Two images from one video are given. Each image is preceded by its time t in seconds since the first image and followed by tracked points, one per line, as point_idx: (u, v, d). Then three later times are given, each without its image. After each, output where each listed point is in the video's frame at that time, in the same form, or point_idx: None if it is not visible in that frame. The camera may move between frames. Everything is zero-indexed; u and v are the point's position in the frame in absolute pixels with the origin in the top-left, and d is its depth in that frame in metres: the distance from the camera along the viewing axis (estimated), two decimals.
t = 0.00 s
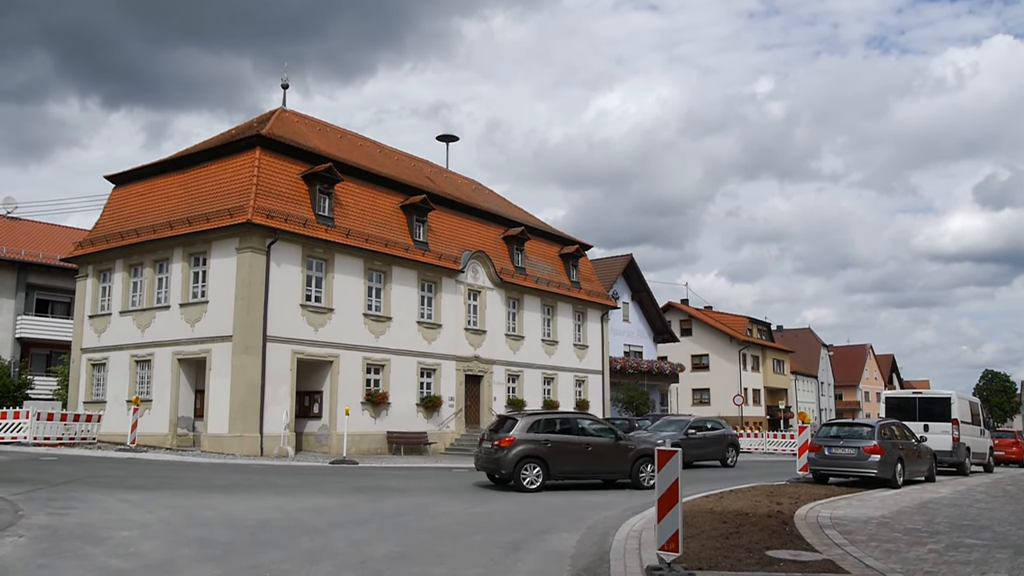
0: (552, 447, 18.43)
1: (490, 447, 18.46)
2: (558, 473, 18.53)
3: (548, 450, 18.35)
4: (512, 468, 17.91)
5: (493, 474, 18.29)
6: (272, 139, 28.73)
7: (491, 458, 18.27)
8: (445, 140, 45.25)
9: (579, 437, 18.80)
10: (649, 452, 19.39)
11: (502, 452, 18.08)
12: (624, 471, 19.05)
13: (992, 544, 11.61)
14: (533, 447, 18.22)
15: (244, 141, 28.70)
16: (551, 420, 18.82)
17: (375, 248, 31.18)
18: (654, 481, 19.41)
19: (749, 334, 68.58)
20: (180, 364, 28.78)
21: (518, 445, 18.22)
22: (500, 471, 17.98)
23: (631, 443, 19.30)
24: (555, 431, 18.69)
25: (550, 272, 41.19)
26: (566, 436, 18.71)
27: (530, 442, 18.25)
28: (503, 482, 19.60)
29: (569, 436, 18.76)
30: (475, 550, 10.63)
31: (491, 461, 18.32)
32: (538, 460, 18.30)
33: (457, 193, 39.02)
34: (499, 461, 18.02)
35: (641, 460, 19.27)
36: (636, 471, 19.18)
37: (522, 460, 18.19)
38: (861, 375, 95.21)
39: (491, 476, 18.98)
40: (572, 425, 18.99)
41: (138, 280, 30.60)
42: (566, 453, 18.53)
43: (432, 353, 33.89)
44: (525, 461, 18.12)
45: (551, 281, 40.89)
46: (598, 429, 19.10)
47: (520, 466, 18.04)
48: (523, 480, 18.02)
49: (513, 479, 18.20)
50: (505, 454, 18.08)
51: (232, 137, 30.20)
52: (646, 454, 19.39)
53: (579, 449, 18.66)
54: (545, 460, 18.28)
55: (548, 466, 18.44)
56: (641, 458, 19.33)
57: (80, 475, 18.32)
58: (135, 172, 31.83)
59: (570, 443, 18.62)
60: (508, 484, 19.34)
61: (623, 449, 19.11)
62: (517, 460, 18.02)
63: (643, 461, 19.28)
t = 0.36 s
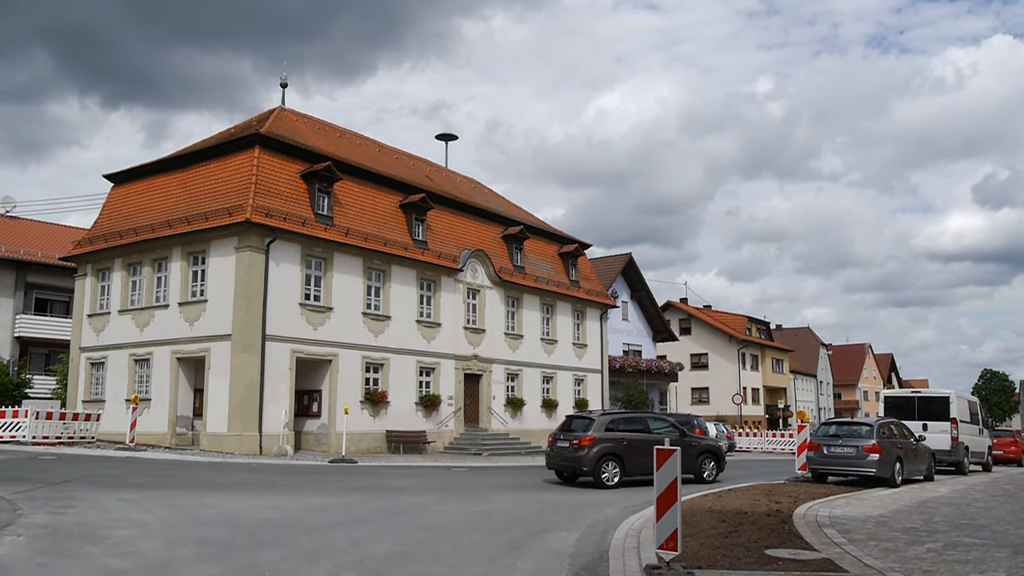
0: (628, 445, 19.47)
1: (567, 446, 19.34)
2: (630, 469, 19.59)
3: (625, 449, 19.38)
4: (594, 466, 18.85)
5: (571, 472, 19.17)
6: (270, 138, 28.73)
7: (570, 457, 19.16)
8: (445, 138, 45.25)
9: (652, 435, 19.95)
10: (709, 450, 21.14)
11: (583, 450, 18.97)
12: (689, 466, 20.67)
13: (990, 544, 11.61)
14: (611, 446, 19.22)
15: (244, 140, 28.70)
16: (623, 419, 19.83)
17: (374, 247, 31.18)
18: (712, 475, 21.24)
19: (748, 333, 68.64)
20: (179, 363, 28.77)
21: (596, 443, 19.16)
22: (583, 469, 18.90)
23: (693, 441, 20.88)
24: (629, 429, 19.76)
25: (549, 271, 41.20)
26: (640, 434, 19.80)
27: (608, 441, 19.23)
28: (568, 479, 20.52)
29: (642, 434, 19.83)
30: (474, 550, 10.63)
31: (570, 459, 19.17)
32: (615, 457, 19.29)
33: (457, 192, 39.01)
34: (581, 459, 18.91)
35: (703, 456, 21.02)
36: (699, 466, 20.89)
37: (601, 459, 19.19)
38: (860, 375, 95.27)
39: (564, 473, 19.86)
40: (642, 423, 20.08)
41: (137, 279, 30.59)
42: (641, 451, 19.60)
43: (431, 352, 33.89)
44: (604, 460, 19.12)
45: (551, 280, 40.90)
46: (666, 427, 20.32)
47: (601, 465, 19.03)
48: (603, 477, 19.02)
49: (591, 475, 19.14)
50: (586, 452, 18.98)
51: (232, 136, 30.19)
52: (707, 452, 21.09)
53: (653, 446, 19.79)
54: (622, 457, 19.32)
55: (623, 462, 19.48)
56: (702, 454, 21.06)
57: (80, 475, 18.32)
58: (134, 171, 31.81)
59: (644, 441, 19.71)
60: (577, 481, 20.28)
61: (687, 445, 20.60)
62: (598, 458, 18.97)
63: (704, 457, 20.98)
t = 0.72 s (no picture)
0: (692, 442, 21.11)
1: (635, 444, 20.87)
2: (690, 464, 21.23)
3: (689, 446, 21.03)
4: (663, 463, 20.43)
5: (639, 468, 20.70)
6: (270, 136, 28.72)
7: (639, 454, 20.68)
8: (445, 136, 45.22)
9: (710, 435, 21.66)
10: (757, 446, 22.93)
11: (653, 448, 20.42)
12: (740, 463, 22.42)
13: (989, 544, 11.60)
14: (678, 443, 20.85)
15: (244, 138, 28.69)
16: (683, 420, 21.47)
17: (374, 245, 31.18)
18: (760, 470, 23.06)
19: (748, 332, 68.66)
20: (179, 360, 28.76)
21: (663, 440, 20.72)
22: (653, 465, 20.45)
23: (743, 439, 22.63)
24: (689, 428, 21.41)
25: (549, 270, 41.20)
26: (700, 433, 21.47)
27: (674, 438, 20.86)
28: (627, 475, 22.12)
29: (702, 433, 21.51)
30: (473, 548, 10.62)
31: (640, 456, 20.64)
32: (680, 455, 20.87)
33: (456, 190, 39.00)
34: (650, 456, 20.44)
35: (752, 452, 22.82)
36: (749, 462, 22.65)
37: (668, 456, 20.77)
38: (860, 374, 95.30)
39: (626, 469, 21.42)
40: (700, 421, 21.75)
41: (137, 276, 30.59)
42: (702, 449, 21.28)
43: (430, 351, 33.90)
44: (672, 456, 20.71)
45: (550, 279, 40.91)
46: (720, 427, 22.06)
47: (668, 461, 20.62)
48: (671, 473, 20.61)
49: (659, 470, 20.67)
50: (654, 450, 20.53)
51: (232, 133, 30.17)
52: (755, 448, 22.83)
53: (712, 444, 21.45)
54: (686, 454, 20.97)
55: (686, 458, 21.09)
56: (752, 452, 22.83)
57: (79, 472, 18.32)
58: (134, 169, 31.79)
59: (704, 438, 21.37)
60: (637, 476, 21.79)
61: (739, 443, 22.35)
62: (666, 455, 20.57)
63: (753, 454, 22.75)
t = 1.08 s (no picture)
0: (748, 440, 22.54)
1: (696, 442, 22.15)
2: (746, 462, 22.62)
3: (745, 444, 22.43)
4: (724, 459, 21.76)
5: (701, 464, 21.96)
6: (272, 136, 28.72)
7: (700, 451, 21.97)
8: (446, 136, 45.18)
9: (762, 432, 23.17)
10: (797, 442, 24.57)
11: (714, 446, 21.79)
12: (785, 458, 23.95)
13: (991, 544, 11.60)
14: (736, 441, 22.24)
15: (246, 138, 28.69)
16: (737, 418, 22.88)
17: (376, 245, 31.19)
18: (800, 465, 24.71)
19: (750, 332, 68.66)
20: (181, 359, 28.78)
21: (722, 439, 22.12)
22: (715, 461, 21.76)
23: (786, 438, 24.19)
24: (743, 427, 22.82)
25: (551, 270, 41.18)
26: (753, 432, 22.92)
27: (732, 436, 22.24)
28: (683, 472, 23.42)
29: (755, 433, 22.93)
30: (474, 548, 10.61)
31: (701, 453, 21.94)
32: (737, 453, 22.29)
33: (458, 190, 38.99)
34: (712, 453, 21.74)
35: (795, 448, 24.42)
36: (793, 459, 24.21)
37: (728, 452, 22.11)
38: (862, 374, 95.28)
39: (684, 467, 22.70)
40: (750, 421, 23.17)
41: (139, 276, 30.60)
42: (756, 446, 22.71)
43: (432, 351, 33.91)
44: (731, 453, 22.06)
45: (552, 279, 40.91)
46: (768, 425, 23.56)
47: (728, 457, 21.96)
48: (731, 469, 21.95)
49: (718, 466, 22.04)
50: (716, 447, 21.84)
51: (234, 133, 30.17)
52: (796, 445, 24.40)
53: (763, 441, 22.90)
54: (743, 451, 22.38)
55: (741, 455, 22.56)
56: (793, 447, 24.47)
57: (81, 471, 18.32)
58: (137, 168, 31.79)
59: (758, 437, 22.81)
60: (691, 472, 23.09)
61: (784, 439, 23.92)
62: (726, 452, 21.92)
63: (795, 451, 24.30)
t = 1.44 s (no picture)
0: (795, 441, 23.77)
1: (748, 441, 23.27)
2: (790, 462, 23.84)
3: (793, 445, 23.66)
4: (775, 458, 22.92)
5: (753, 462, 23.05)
6: (273, 136, 28.73)
7: (753, 449, 23.09)
8: (448, 135, 45.21)
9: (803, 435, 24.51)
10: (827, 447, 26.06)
11: (765, 445, 22.99)
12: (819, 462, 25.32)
13: (992, 544, 11.58)
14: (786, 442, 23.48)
15: (246, 137, 28.70)
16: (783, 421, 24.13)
17: (377, 244, 31.20)
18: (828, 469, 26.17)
19: (751, 332, 68.70)
20: (182, 359, 28.79)
21: (772, 438, 23.29)
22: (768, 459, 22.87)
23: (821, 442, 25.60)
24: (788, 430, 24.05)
25: (552, 270, 41.20)
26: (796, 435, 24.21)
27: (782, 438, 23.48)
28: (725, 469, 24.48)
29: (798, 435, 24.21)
30: (474, 548, 10.61)
31: (752, 451, 23.03)
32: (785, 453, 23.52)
33: (459, 189, 39.01)
34: (765, 452, 22.89)
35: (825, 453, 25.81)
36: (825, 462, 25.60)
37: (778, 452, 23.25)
38: (862, 374, 95.34)
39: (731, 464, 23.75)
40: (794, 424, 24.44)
41: (140, 275, 30.61)
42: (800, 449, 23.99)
43: (433, 350, 33.91)
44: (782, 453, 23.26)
45: (553, 278, 40.91)
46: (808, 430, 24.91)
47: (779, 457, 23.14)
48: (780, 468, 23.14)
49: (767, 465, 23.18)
50: (767, 446, 23.04)
51: (235, 132, 30.17)
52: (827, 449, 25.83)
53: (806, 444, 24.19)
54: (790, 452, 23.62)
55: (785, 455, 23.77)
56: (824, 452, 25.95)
57: (82, 471, 18.33)
58: (138, 167, 31.79)
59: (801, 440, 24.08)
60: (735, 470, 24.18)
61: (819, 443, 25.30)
62: (777, 451, 23.10)
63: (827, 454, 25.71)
